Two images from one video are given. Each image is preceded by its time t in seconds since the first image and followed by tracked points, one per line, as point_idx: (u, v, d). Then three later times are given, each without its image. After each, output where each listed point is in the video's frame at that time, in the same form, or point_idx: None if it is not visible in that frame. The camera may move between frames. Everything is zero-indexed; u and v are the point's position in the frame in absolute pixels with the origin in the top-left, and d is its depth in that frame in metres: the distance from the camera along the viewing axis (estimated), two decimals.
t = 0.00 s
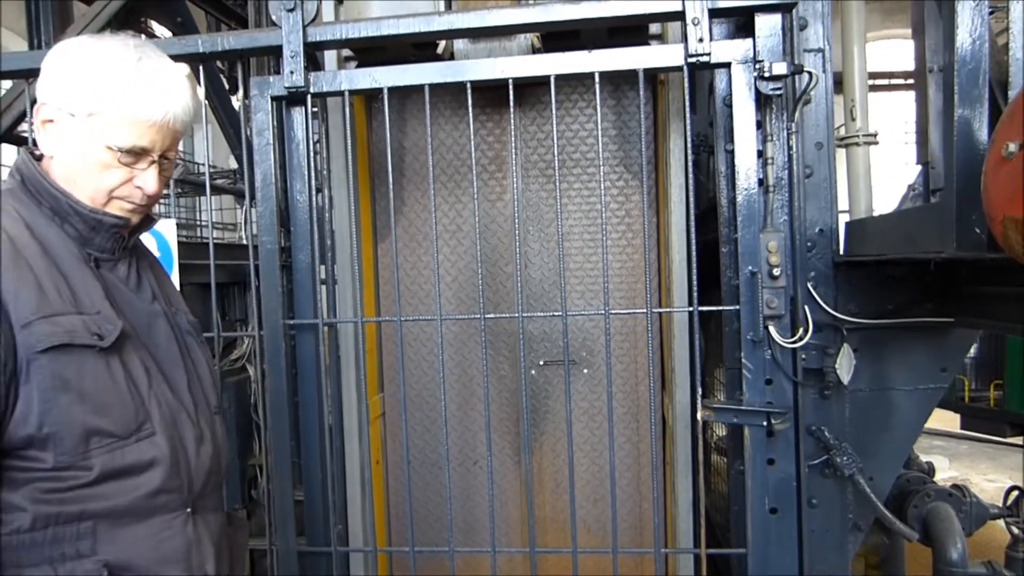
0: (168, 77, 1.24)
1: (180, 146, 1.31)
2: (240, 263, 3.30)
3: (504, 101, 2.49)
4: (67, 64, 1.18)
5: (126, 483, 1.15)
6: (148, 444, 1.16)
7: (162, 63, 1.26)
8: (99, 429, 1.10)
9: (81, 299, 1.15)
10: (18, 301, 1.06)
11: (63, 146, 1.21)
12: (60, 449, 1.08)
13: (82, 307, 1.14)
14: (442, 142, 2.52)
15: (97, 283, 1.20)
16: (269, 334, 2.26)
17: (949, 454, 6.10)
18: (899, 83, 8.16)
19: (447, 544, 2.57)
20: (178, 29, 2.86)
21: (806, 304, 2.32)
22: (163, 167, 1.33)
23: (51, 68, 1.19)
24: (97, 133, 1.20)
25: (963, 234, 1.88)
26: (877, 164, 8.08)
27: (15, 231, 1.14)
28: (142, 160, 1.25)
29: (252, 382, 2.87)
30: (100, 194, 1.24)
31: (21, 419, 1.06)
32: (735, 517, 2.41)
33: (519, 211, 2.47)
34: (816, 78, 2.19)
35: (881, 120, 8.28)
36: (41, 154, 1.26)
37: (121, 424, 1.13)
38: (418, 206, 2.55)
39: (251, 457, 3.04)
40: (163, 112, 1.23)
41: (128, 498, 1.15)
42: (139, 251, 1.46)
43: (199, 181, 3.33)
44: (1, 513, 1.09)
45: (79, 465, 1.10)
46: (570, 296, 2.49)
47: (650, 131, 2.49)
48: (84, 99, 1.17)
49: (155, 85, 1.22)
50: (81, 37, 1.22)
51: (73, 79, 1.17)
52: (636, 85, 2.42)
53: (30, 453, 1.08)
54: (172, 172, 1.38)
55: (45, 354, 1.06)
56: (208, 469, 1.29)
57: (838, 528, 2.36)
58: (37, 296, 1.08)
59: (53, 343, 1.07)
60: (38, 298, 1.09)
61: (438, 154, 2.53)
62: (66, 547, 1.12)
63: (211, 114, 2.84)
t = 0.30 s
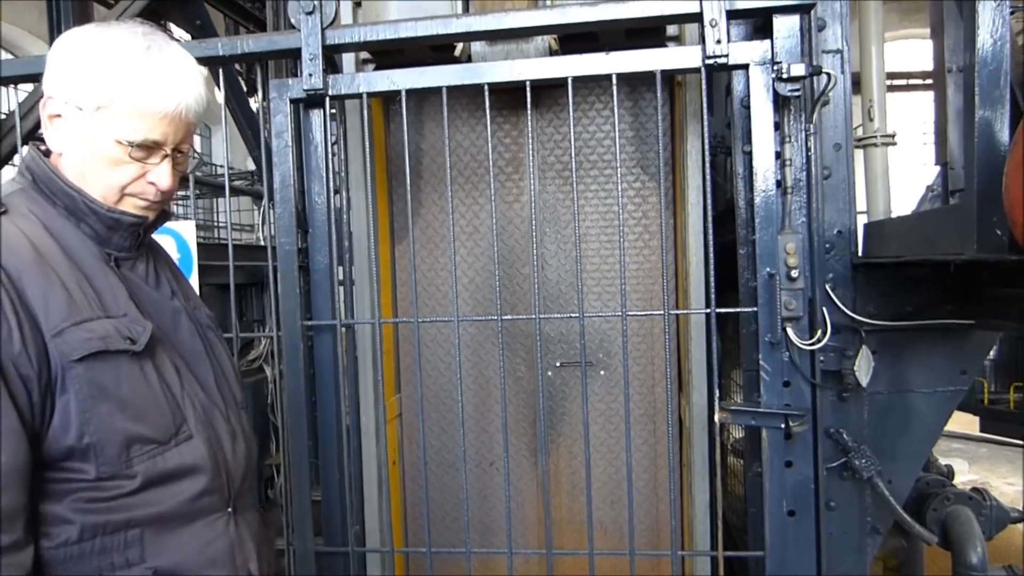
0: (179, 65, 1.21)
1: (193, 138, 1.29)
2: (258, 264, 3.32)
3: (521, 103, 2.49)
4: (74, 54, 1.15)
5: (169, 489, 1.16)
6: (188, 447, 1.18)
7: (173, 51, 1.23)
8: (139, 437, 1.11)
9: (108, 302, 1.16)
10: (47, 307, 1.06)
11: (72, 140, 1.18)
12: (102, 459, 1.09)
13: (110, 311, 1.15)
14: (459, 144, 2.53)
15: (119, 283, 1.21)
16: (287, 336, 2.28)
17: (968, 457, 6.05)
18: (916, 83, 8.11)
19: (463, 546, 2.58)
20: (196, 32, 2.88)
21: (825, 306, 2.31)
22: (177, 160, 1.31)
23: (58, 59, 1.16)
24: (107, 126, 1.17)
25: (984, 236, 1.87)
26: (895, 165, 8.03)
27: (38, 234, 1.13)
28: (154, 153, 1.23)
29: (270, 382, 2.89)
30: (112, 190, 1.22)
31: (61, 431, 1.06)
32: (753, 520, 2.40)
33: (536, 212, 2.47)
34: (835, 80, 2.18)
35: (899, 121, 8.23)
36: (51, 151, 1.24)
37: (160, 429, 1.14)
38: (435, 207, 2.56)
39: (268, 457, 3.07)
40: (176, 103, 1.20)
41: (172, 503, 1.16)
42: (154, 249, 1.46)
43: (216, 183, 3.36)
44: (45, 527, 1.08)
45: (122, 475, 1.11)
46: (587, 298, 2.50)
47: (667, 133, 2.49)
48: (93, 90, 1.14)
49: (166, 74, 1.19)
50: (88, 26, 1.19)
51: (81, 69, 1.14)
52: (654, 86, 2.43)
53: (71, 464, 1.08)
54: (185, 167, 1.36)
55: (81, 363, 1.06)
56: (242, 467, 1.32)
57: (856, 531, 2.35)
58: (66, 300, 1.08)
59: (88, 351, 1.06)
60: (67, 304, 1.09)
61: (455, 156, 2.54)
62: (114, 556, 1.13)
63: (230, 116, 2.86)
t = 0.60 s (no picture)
0: (179, 59, 1.20)
1: (199, 134, 1.28)
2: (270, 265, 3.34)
3: (533, 104, 2.50)
4: (75, 52, 1.14)
5: (191, 492, 1.17)
6: (208, 449, 1.19)
7: (174, 44, 1.21)
8: (161, 441, 1.12)
9: (122, 304, 1.16)
10: (63, 313, 1.06)
11: (77, 140, 1.18)
12: (125, 464, 1.09)
13: (125, 314, 1.15)
14: (471, 145, 2.54)
15: (132, 283, 1.22)
16: (300, 338, 2.29)
17: (982, 458, 6.01)
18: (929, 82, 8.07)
19: (475, 546, 2.58)
20: (208, 35, 2.90)
21: (837, 306, 2.31)
22: (184, 157, 1.31)
23: (59, 58, 1.15)
24: (111, 126, 1.17)
25: (999, 236, 1.85)
26: (907, 164, 7.99)
27: (50, 240, 1.13)
28: (161, 152, 1.23)
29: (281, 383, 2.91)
30: (120, 190, 1.23)
31: (82, 438, 1.06)
32: (765, 521, 2.40)
33: (547, 213, 2.48)
34: (847, 79, 2.17)
35: (912, 121, 8.19)
36: (55, 150, 1.23)
37: (181, 432, 1.15)
38: (447, 209, 2.56)
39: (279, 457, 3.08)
40: (180, 99, 1.19)
41: (196, 506, 1.17)
42: (165, 248, 1.47)
43: (228, 185, 3.38)
44: (69, 535, 1.08)
45: (145, 480, 1.11)
46: (598, 298, 2.50)
47: (679, 134, 2.49)
48: (95, 88, 1.14)
49: (168, 68, 1.17)
50: (87, 21, 1.18)
51: (83, 68, 1.13)
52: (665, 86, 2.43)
53: (94, 471, 1.08)
54: (191, 161, 1.36)
55: (100, 368, 1.07)
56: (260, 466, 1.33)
57: (869, 533, 2.34)
58: (81, 304, 1.09)
59: (107, 356, 1.07)
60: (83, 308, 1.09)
61: (466, 156, 2.55)
62: (141, 562, 1.13)
63: (242, 119, 2.88)
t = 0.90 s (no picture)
0: (192, 53, 1.20)
1: (213, 128, 1.29)
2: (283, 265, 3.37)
3: (547, 105, 2.50)
4: (87, 49, 1.15)
5: (214, 491, 1.17)
6: (229, 447, 1.20)
7: (185, 38, 1.22)
8: (185, 439, 1.13)
9: (142, 303, 1.17)
10: (87, 312, 1.07)
11: (92, 138, 1.19)
12: (150, 463, 1.10)
13: (146, 312, 1.16)
14: (485, 145, 2.55)
15: (150, 281, 1.23)
16: (314, 337, 2.30)
17: (997, 463, 5.97)
18: (944, 84, 8.04)
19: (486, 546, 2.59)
20: (224, 35, 2.91)
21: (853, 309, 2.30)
22: (199, 151, 1.32)
23: (72, 55, 1.16)
24: (127, 123, 1.17)
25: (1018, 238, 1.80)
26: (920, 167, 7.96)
27: (71, 239, 1.13)
28: (177, 148, 1.24)
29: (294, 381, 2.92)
30: (137, 187, 1.24)
31: (106, 437, 1.07)
32: (778, 523, 2.39)
33: (561, 214, 2.48)
34: (863, 80, 2.16)
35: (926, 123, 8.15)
36: (70, 147, 1.23)
37: (203, 431, 1.16)
38: (462, 209, 2.57)
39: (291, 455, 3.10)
40: (196, 93, 1.20)
41: (219, 504, 1.18)
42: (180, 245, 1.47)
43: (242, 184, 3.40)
44: (95, 534, 1.09)
45: (169, 478, 1.11)
46: (612, 299, 2.50)
47: (693, 135, 2.49)
48: (110, 83, 1.14)
49: (182, 61, 1.18)
50: (99, 17, 1.18)
51: (97, 64, 1.14)
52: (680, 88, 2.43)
53: (119, 470, 1.09)
54: (205, 156, 1.36)
55: (125, 367, 1.07)
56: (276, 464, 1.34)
57: (883, 537, 2.33)
58: (105, 304, 1.09)
59: (132, 355, 1.08)
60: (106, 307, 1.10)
61: (480, 157, 2.56)
62: (165, 561, 1.13)
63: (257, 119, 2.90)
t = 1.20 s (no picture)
0: (194, 55, 1.20)
1: (216, 130, 1.28)
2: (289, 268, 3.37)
3: (552, 107, 2.51)
4: (89, 50, 1.14)
5: (221, 495, 1.17)
6: (235, 451, 1.20)
7: (187, 39, 1.22)
8: (192, 444, 1.13)
9: (146, 308, 1.17)
10: (91, 317, 1.07)
11: (94, 141, 1.18)
12: (158, 469, 1.09)
13: (149, 316, 1.16)
14: (491, 148, 2.56)
15: (152, 284, 1.23)
16: (320, 340, 2.30)
17: (1003, 464, 5.97)
18: (948, 85, 8.06)
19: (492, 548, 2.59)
20: (229, 38, 2.92)
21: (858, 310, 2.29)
22: (201, 153, 1.32)
23: (73, 56, 1.15)
24: (131, 125, 1.17)
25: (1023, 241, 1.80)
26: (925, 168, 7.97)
27: (72, 243, 1.13)
28: (180, 150, 1.24)
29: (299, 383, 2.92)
30: (140, 190, 1.23)
31: (113, 443, 1.06)
32: (784, 525, 2.39)
33: (566, 216, 2.49)
34: (868, 82, 2.16)
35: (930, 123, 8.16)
36: (68, 150, 1.22)
37: (210, 435, 1.16)
38: (467, 212, 2.58)
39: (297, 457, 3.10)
40: (200, 96, 1.20)
41: (226, 509, 1.17)
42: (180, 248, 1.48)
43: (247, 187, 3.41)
44: (103, 541, 1.08)
45: (177, 483, 1.11)
46: (617, 302, 2.51)
47: (698, 138, 2.50)
48: (113, 85, 1.14)
49: (185, 63, 1.18)
50: (99, 19, 1.18)
51: (98, 65, 1.13)
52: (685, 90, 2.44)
53: (126, 476, 1.08)
54: (206, 158, 1.37)
55: (131, 372, 1.07)
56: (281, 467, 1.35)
57: (889, 538, 2.33)
58: (109, 309, 1.09)
59: (138, 360, 1.08)
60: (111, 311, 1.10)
61: (486, 160, 2.57)
62: (174, 566, 1.13)
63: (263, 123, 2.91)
